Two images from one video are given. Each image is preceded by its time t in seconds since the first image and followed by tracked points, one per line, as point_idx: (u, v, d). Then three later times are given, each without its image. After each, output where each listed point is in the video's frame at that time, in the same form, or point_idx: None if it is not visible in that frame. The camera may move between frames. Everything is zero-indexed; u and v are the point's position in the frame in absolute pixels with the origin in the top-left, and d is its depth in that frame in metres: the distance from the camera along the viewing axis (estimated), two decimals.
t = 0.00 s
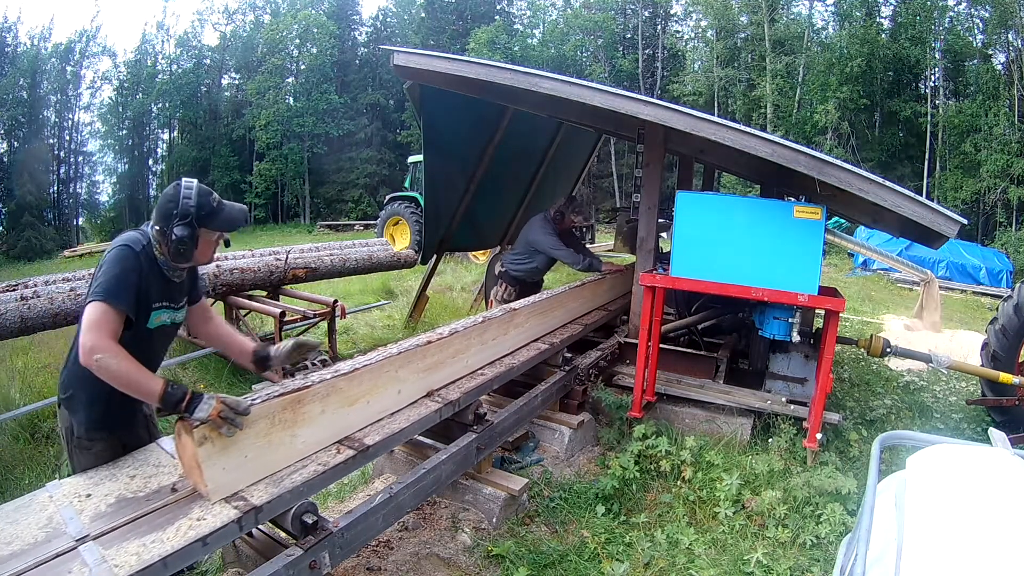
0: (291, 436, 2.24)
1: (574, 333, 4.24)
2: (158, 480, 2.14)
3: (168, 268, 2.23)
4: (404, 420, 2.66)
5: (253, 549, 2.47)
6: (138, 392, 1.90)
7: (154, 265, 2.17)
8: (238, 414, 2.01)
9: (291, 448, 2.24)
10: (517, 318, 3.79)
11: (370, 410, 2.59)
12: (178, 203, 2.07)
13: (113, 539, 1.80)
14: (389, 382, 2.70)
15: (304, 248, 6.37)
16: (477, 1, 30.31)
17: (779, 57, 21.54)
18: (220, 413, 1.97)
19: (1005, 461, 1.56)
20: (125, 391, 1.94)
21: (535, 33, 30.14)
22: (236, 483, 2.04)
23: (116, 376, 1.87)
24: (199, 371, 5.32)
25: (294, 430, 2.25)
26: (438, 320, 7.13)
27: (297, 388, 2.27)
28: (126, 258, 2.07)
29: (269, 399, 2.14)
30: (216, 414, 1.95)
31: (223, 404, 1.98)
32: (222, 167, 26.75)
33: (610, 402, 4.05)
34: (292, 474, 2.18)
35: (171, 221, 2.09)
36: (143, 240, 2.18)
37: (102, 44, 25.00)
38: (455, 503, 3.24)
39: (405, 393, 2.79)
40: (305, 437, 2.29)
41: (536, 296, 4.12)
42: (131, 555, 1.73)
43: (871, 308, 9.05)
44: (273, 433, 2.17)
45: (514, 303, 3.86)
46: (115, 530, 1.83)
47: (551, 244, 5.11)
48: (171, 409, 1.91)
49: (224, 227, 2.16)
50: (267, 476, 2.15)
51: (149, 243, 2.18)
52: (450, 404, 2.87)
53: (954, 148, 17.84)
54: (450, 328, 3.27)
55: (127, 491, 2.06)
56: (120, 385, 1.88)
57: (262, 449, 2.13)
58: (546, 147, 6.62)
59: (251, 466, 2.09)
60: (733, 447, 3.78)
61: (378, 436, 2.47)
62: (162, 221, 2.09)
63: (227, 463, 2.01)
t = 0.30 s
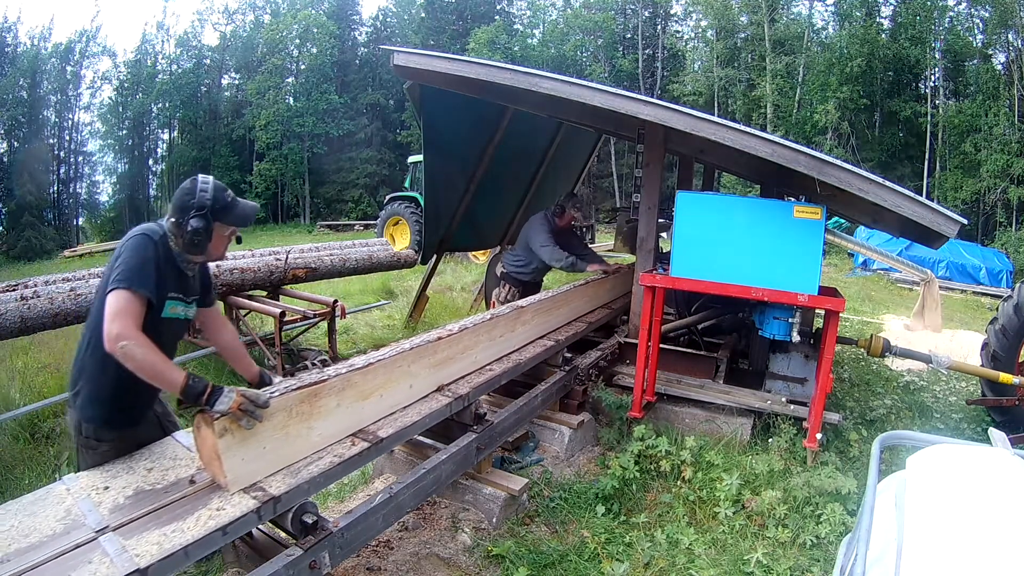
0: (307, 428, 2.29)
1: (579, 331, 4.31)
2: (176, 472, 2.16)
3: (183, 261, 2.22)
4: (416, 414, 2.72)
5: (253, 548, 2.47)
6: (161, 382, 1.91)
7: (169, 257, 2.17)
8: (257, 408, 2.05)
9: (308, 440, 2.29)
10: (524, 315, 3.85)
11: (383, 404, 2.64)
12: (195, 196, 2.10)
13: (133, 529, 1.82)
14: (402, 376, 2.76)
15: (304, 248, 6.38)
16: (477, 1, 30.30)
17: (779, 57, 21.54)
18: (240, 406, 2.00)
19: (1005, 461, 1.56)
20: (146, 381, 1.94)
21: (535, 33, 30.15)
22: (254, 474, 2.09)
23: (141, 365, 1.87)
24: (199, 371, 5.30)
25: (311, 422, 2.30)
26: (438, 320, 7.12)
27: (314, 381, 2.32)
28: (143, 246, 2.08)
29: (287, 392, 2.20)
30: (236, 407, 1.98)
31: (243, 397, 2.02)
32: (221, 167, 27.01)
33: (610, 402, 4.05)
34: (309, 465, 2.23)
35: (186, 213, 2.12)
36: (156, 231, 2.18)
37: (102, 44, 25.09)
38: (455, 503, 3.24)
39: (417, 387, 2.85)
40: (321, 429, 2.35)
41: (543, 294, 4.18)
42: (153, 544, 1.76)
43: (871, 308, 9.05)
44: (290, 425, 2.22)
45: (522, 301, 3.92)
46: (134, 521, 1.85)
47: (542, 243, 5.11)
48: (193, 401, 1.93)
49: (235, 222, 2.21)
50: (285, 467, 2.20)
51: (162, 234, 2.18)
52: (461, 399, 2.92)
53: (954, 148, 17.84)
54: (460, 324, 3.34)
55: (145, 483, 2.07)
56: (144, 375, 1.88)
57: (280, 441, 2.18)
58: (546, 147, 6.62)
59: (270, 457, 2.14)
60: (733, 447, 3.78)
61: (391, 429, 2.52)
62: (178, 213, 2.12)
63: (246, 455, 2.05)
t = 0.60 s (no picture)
0: (323, 421, 2.34)
1: (583, 328, 4.42)
2: (192, 464, 2.18)
3: (216, 255, 2.31)
4: (427, 407, 2.78)
5: (255, 550, 2.46)
6: (183, 366, 1.97)
7: (200, 249, 2.25)
8: (277, 401, 2.09)
9: (324, 432, 2.35)
10: (531, 313, 3.94)
11: (395, 397, 2.71)
12: (231, 193, 2.17)
13: (152, 520, 1.84)
14: (413, 371, 2.84)
15: (304, 248, 6.38)
16: (477, 1, 30.29)
17: (779, 57, 21.53)
18: (260, 400, 2.05)
19: (1005, 461, 1.56)
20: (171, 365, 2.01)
21: (535, 33, 30.18)
22: (271, 467, 2.13)
23: (165, 346, 1.95)
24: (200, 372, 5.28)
25: (327, 415, 2.35)
26: (438, 320, 7.12)
27: (329, 375, 2.38)
28: (173, 235, 2.19)
29: (303, 386, 2.25)
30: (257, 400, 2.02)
31: (264, 391, 2.07)
32: (222, 168, 26.40)
33: (610, 402, 4.05)
34: (325, 457, 2.28)
35: (222, 209, 2.18)
36: (192, 224, 2.28)
37: (102, 44, 25.13)
38: (455, 502, 3.24)
39: (427, 382, 2.92)
40: (336, 422, 2.40)
41: (548, 292, 4.28)
42: (172, 534, 1.78)
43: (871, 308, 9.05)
44: (307, 418, 2.27)
45: (528, 299, 4.01)
46: (153, 512, 1.87)
47: (546, 242, 5.10)
48: (212, 394, 1.96)
49: (269, 219, 2.26)
50: (301, 459, 2.25)
51: (197, 226, 2.28)
52: (470, 393, 2.99)
53: (954, 148, 17.84)
54: (469, 321, 3.43)
55: (163, 475, 2.09)
56: (168, 358, 1.96)
57: (298, 433, 2.23)
58: (546, 147, 6.62)
59: (288, 450, 2.19)
60: (733, 447, 3.78)
61: (404, 423, 2.58)
62: (213, 209, 2.18)
63: (263, 448, 2.09)
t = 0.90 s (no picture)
0: (338, 414, 2.41)
1: (587, 326, 4.50)
2: (209, 457, 2.24)
3: (233, 250, 2.41)
4: (439, 402, 2.85)
5: (255, 549, 2.47)
6: (205, 358, 2.02)
7: (219, 244, 2.36)
8: (294, 395, 2.15)
9: (339, 425, 2.41)
10: (537, 311, 4.03)
11: (407, 392, 2.78)
12: (251, 191, 2.28)
13: (171, 510, 1.90)
14: (424, 367, 2.91)
15: (303, 248, 6.38)
16: (477, 1, 30.30)
17: (779, 57, 21.54)
18: (279, 393, 2.10)
19: (1005, 461, 1.56)
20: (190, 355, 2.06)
21: (535, 32, 30.20)
22: (287, 460, 2.19)
23: (188, 337, 2.01)
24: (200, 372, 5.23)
25: (342, 408, 2.42)
26: (438, 320, 7.13)
27: (344, 369, 2.45)
28: (194, 228, 2.28)
29: (320, 380, 2.33)
30: (276, 393, 2.09)
31: (283, 384, 2.12)
32: (221, 167, 26.37)
33: (610, 402, 4.06)
34: (339, 450, 2.34)
35: (242, 206, 2.29)
36: (210, 219, 2.38)
37: (101, 44, 25.13)
38: (455, 502, 3.24)
39: (438, 377, 3.00)
40: (350, 415, 2.47)
41: (554, 290, 4.37)
42: (193, 523, 1.84)
43: (871, 308, 9.05)
44: (323, 411, 2.34)
45: (534, 297, 4.10)
46: (171, 504, 1.93)
47: (549, 241, 5.11)
48: (231, 385, 2.03)
49: (286, 220, 2.39)
50: (317, 450, 2.32)
51: (215, 222, 2.38)
52: (479, 388, 3.07)
53: (954, 148, 17.83)
54: (479, 317, 3.51)
55: (180, 467, 2.16)
56: (189, 349, 2.01)
57: (313, 426, 2.30)
58: (546, 148, 6.63)
59: (304, 442, 2.26)
60: (733, 447, 3.77)
61: (416, 416, 2.65)
62: (234, 205, 2.29)
63: (280, 441, 2.16)
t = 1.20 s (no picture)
0: (353, 407, 2.47)
1: (591, 324, 4.58)
2: (225, 450, 2.29)
3: (239, 248, 2.44)
4: (449, 397, 2.92)
5: (255, 549, 2.47)
6: (225, 353, 2.06)
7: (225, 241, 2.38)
8: (312, 387, 2.21)
9: (353, 417, 2.48)
10: (543, 309, 4.11)
11: (417, 387, 2.86)
12: (259, 191, 2.33)
13: (189, 502, 1.93)
14: (434, 362, 2.99)
15: (304, 248, 6.37)
16: (477, 1, 30.29)
17: (779, 57, 21.54)
18: (297, 385, 2.17)
19: (1007, 461, 1.56)
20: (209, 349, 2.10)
21: (535, 32, 30.22)
22: (303, 452, 2.24)
23: (208, 330, 2.05)
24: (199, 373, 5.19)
25: (356, 402, 2.49)
26: (438, 320, 7.13)
27: (358, 363, 2.52)
28: (201, 225, 2.31)
29: (336, 373, 2.39)
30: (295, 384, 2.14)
31: (300, 377, 2.18)
32: (223, 167, 26.12)
33: (610, 402, 4.05)
34: (353, 442, 2.39)
35: (249, 205, 2.33)
36: (216, 218, 2.42)
37: (102, 44, 25.16)
38: (455, 503, 3.24)
39: (447, 372, 3.08)
40: (364, 409, 2.53)
41: (559, 288, 4.46)
42: (213, 514, 1.87)
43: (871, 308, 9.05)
44: (338, 404, 2.40)
45: (540, 295, 4.18)
46: (189, 495, 1.96)
47: (552, 242, 5.12)
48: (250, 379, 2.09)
49: (291, 220, 2.43)
50: (333, 443, 2.37)
51: (221, 220, 2.42)
52: (487, 382, 3.17)
53: (954, 148, 17.83)
54: (486, 315, 3.60)
55: (196, 460, 2.20)
56: (208, 341, 2.06)
57: (328, 419, 2.35)
58: (546, 148, 6.64)
59: (321, 433, 2.32)
60: (732, 447, 3.77)
61: (427, 410, 2.73)
62: (241, 204, 2.32)
63: (298, 433, 2.21)
